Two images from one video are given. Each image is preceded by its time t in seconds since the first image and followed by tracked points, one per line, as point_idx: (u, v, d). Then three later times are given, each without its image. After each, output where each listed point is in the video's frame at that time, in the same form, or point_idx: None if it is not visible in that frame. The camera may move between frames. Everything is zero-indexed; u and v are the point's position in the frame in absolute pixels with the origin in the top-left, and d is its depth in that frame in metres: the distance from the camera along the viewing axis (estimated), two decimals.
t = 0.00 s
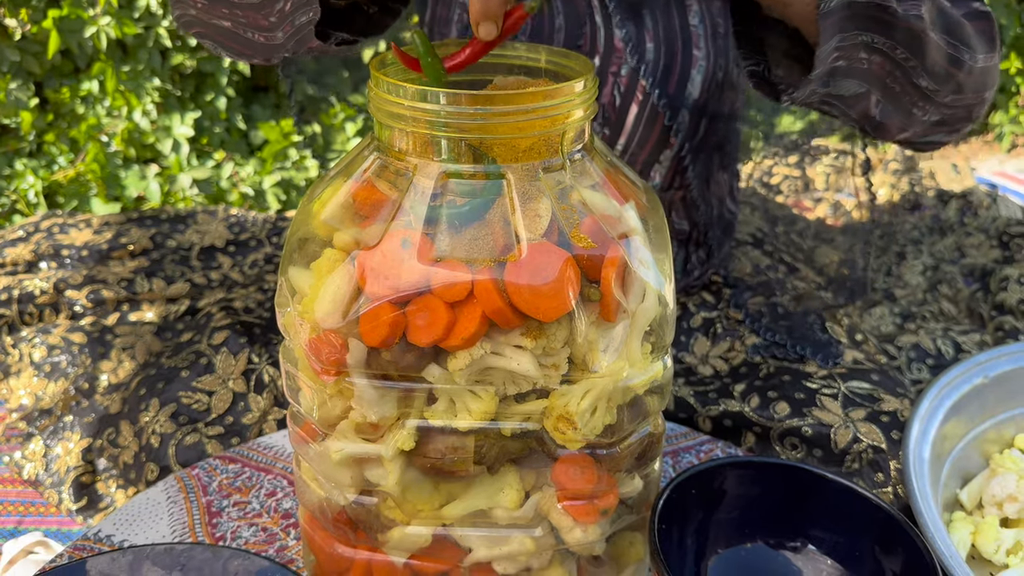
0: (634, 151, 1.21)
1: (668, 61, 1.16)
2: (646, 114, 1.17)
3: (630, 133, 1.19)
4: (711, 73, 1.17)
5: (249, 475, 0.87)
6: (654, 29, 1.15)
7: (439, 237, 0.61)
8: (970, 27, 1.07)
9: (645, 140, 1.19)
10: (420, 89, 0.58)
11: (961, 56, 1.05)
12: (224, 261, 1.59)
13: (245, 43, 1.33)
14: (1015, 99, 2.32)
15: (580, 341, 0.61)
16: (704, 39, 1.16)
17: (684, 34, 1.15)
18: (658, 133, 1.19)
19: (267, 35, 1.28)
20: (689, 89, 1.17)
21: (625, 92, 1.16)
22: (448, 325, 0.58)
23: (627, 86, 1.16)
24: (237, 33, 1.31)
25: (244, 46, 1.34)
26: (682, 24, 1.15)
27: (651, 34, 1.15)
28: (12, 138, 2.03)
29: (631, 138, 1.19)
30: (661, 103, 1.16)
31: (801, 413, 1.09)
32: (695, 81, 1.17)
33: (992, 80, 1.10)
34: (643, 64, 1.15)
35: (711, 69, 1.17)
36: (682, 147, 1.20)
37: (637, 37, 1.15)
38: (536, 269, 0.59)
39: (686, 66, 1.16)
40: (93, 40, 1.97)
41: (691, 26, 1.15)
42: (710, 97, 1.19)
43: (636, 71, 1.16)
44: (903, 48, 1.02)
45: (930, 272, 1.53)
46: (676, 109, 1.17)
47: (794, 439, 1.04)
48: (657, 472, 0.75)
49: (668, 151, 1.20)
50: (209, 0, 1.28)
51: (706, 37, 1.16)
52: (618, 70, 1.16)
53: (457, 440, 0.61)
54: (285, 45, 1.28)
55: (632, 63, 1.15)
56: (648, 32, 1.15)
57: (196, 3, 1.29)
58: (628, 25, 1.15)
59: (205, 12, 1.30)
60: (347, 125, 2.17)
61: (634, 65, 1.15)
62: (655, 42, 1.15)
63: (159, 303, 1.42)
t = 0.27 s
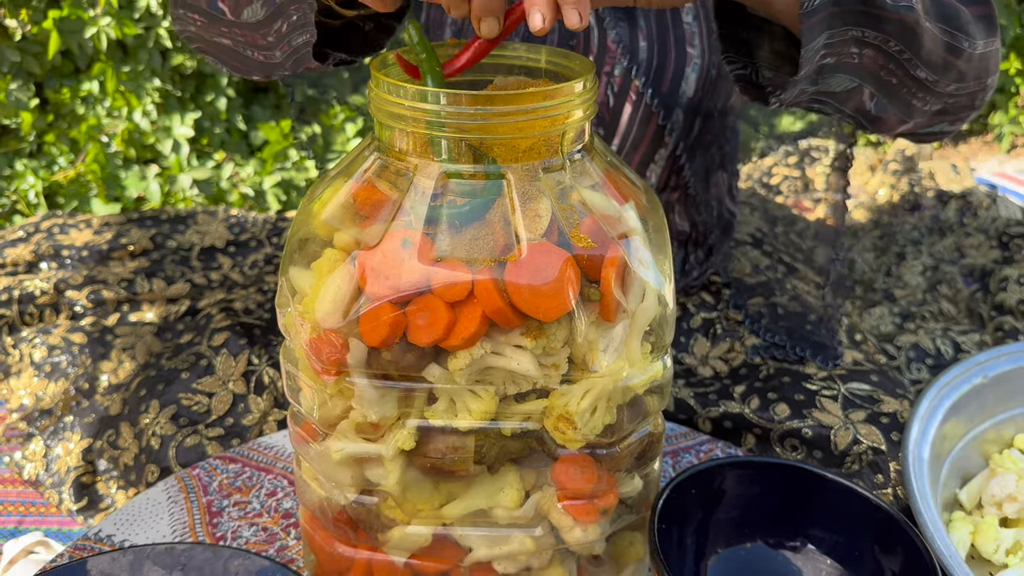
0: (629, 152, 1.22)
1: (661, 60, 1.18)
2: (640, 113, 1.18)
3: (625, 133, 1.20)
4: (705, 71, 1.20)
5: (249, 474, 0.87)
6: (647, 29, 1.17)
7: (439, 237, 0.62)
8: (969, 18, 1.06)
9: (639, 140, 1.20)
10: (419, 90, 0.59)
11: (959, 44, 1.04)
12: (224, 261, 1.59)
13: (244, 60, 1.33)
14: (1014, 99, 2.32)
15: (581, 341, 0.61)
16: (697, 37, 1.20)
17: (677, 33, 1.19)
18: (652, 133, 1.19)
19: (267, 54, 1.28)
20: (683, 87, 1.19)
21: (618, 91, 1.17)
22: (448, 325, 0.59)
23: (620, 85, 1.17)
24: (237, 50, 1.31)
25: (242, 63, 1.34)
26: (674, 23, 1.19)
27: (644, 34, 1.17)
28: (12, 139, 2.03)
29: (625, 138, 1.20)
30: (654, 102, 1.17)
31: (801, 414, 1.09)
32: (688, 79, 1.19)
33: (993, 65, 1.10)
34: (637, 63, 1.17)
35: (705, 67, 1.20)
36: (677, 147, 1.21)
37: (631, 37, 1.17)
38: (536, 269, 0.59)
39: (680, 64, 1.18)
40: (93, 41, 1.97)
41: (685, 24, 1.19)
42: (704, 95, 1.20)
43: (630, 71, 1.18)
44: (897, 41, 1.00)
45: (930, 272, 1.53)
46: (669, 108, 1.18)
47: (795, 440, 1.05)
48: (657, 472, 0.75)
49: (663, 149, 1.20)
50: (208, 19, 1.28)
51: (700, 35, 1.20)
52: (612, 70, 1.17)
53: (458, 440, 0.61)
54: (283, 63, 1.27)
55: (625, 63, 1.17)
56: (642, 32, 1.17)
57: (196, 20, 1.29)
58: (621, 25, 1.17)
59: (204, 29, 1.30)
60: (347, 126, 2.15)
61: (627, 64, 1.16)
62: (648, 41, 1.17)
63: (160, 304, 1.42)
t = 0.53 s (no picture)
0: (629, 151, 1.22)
1: (660, 60, 1.18)
2: (641, 113, 1.18)
3: (625, 132, 1.20)
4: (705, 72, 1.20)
5: (248, 475, 0.87)
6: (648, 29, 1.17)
7: (438, 237, 0.62)
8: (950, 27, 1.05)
9: (639, 140, 1.20)
10: (417, 90, 0.59)
11: (940, 58, 1.04)
12: (224, 262, 1.60)
13: (259, 66, 1.33)
14: (1014, 100, 2.33)
15: (579, 341, 0.61)
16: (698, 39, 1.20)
17: (678, 34, 1.19)
18: (653, 133, 1.19)
19: (284, 59, 1.26)
20: (682, 87, 1.18)
21: (619, 91, 1.18)
22: (446, 324, 0.59)
23: (621, 85, 1.18)
24: (251, 56, 1.31)
25: (259, 69, 1.34)
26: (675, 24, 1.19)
27: (645, 33, 1.17)
28: (11, 139, 2.03)
29: (625, 138, 1.20)
30: (656, 101, 1.17)
31: (800, 414, 1.09)
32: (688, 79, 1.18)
33: (982, 75, 1.09)
34: (637, 62, 1.17)
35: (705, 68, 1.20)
36: (677, 146, 1.20)
37: (631, 37, 1.17)
38: (534, 268, 0.59)
39: (680, 65, 1.19)
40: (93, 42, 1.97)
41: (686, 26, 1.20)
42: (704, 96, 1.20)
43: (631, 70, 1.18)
44: (875, 58, 0.98)
45: (928, 273, 1.53)
46: (670, 108, 1.17)
47: (794, 440, 1.05)
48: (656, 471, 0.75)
49: (663, 149, 1.20)
50: (220, 27, 1.29)
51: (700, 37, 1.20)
52: (613, 70, 1.18)
53: (456, 440, 0.61)
54: (300, 68, 1.25)
55: (626, 62, 1.17)
56: (642, 32, 1.17)
57: (208, 29, 1.31)
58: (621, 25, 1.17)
59: (217, 38, 1.31)
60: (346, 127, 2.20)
61: (627, 64, 1.16)
62: (649, 40, 1.17)
63: (159, 304, 1.42)
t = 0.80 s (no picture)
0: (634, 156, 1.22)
1: (668, 66, 1.17)
2: (647, 118, 1.17)
3: (631, 138, 1.19)
4: (710, 80, 1.20)
5: (247, 476, 0.87)
6: (655, 36, 1.16)
7: (437, 238, 0.62)
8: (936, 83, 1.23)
9: (645, 145, 1.20)
10: (417, 92, 0.59)
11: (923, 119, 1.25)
12: (223, 262, 1.60)
13: (265, 77, 1.36)
14: (1013, 101, 2.33)
15: (578, 341, 0.61)
16: (704, 47, 1.19)
17: (684, 42, 1.18)
18: (659, 138, 1.19)
19: (286, 71, 1.30)
20: (689, 95, 1.18)
21: (626, 97, 1.17)
22: (445, 326, 0.59)
23: (628, 91, 1.17)
24: (258, 67, 1.33)
25: (264, 80, 1.37)
26: (682, 31, 1.17)
27: (653, 40, 1.16)
28: (11, 140, 2.03)
29: (632, 143, 1.19)
30: (663, 106, 1.17)
31: (800, 412, 1.09)
32: (694, 87, 1.18)
33: (945, 135, 1.31)
34: (645, 68, 1.15)
35: (710, 76, 1.20)
36: (681, 153, 1.21)
37: (639, 44, 1.15)
38: (533, 270, 0.59)
39: (687, 72, 1.18)
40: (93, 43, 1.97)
41: (693, 34, 1.18)
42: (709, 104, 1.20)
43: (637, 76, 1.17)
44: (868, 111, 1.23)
45: (928, 274, 1.52)
46: (677, 113, 1.18)
47: (793, 437, 1.05)
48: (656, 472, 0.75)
49: (667, 156, 1.20)
50: (229, 37, 1.29)
51: (706, 44, 1.19)
52: (619, 76, 1.16)
53: (455, 441, 0.61)
54: (301, 80, 1.30)
55: (634, 68, 1.16)
56: (650, 38, 1.16)
57: (216, 39, 1.30)
58: (630, 30, 1.16)
59: (225, 47, 1.31)
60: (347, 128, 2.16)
61: (635, 71, 1.15)
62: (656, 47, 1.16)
63: (159, 305, 1.43)
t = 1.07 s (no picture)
0: (655, 178, 1.25)
1: (696, 90, 1.17)
2: (672, 142, 1.19)
3: (653, 160, 1.22)
4: (738, 107, 1.20)
5: (248, 477, 0.87)
6: (686, 62, 1.16)
7: (438, 239, 0.62)
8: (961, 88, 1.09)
9: (666, 166, 1.23)
10: (418, 93, 0.59)
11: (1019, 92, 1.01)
12: (224, 264, 1.59)
13: (266, 61, 1.33)
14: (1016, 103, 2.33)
15: (580, 342, 0.61)
16: (734, 74, 1.19)
17: (715, 67, 1.18)
18: (682, 162, 1.22)
19: (286, 53, 1.27)
20: (715, 122, 1.19)
21: (653, 121, 1.17)
22: (447, 326, 0.59)
23: (655, 115, 1.17)
24: (260, 51, 1.32)
25: (264, 63, 1.34)
26: (712, 58, 1.18)
27: (683, 66, 1.16)
28: (12, 141, 2.03)
29: (655, 164, 1.22)
30: (689, 131, 1.18)
31: (800, 412, 1.08)
32: (722, 114, 1.19)
33: None
34: (674, 93, 1.16)
35: (738, 103, 1.20)
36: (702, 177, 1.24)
37: (669, 69, 1.16)
38: (535, 270, 0.59)
39: (715, 99, 1.18)
40: (93, 43, 1.97)
41: (723, 59, 1.18)
42: (733, 130, 1.21)
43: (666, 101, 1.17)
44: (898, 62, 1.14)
45: (929, 275, 1.45)
46: (702, 140, 1.20)
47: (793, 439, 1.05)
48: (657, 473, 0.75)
49: (688, 181, 1.24)
50: (233, 20, 1.32)
51: (736, 71, 1.19)
52: (647, 98, 1.17)
53: (457, 442, 0.61)
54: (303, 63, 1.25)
55: (662, 91, 1.16)
56: (680, 64, 1.16)
57: (221, 22, 1.33)
58: (660, 53, 1.15)
59: (229, 31, 1.34)
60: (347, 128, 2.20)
61: (665, 96, 1.15)
62: (686, 72, 1.16)
63: (159, 307, 1.43)
